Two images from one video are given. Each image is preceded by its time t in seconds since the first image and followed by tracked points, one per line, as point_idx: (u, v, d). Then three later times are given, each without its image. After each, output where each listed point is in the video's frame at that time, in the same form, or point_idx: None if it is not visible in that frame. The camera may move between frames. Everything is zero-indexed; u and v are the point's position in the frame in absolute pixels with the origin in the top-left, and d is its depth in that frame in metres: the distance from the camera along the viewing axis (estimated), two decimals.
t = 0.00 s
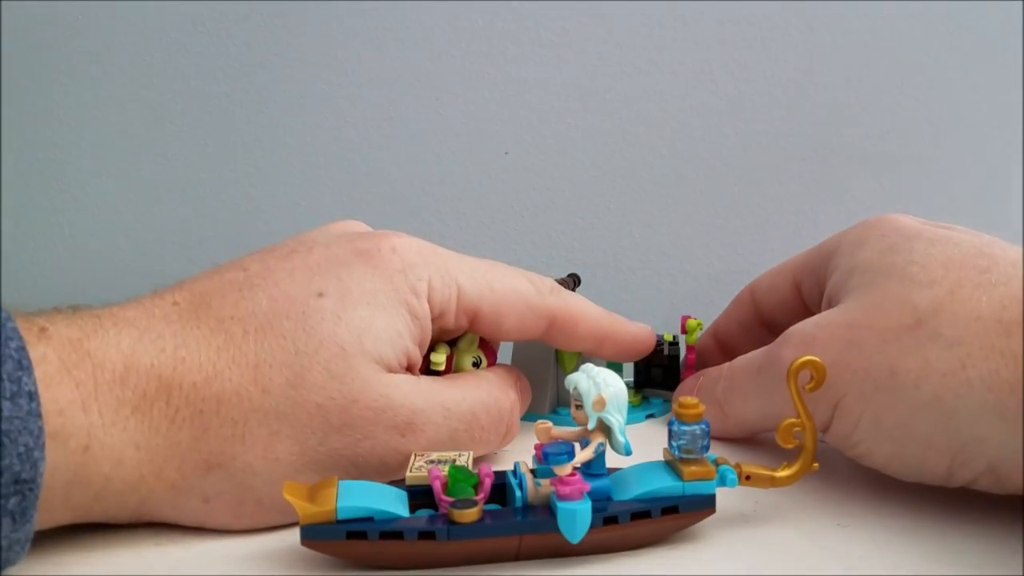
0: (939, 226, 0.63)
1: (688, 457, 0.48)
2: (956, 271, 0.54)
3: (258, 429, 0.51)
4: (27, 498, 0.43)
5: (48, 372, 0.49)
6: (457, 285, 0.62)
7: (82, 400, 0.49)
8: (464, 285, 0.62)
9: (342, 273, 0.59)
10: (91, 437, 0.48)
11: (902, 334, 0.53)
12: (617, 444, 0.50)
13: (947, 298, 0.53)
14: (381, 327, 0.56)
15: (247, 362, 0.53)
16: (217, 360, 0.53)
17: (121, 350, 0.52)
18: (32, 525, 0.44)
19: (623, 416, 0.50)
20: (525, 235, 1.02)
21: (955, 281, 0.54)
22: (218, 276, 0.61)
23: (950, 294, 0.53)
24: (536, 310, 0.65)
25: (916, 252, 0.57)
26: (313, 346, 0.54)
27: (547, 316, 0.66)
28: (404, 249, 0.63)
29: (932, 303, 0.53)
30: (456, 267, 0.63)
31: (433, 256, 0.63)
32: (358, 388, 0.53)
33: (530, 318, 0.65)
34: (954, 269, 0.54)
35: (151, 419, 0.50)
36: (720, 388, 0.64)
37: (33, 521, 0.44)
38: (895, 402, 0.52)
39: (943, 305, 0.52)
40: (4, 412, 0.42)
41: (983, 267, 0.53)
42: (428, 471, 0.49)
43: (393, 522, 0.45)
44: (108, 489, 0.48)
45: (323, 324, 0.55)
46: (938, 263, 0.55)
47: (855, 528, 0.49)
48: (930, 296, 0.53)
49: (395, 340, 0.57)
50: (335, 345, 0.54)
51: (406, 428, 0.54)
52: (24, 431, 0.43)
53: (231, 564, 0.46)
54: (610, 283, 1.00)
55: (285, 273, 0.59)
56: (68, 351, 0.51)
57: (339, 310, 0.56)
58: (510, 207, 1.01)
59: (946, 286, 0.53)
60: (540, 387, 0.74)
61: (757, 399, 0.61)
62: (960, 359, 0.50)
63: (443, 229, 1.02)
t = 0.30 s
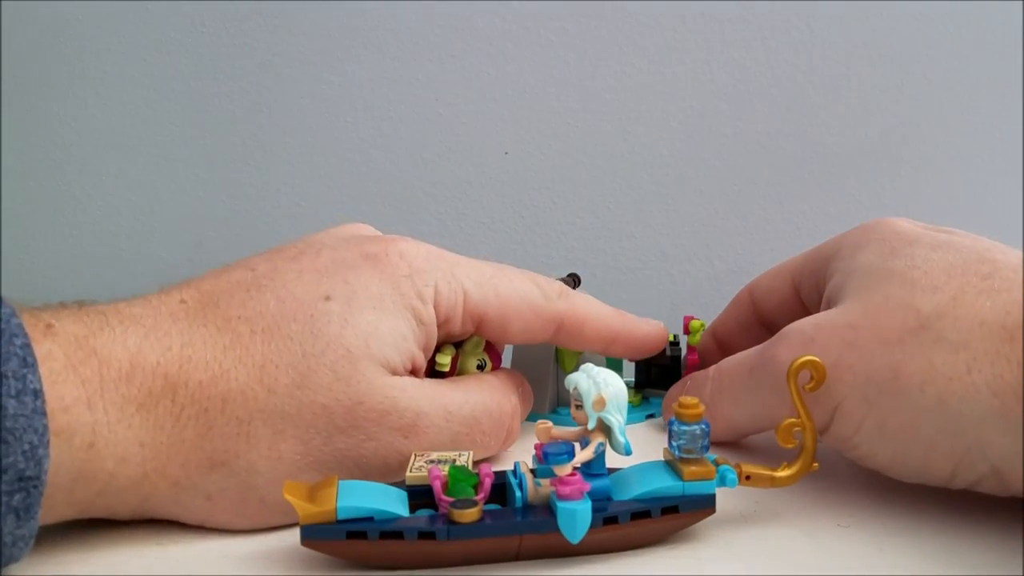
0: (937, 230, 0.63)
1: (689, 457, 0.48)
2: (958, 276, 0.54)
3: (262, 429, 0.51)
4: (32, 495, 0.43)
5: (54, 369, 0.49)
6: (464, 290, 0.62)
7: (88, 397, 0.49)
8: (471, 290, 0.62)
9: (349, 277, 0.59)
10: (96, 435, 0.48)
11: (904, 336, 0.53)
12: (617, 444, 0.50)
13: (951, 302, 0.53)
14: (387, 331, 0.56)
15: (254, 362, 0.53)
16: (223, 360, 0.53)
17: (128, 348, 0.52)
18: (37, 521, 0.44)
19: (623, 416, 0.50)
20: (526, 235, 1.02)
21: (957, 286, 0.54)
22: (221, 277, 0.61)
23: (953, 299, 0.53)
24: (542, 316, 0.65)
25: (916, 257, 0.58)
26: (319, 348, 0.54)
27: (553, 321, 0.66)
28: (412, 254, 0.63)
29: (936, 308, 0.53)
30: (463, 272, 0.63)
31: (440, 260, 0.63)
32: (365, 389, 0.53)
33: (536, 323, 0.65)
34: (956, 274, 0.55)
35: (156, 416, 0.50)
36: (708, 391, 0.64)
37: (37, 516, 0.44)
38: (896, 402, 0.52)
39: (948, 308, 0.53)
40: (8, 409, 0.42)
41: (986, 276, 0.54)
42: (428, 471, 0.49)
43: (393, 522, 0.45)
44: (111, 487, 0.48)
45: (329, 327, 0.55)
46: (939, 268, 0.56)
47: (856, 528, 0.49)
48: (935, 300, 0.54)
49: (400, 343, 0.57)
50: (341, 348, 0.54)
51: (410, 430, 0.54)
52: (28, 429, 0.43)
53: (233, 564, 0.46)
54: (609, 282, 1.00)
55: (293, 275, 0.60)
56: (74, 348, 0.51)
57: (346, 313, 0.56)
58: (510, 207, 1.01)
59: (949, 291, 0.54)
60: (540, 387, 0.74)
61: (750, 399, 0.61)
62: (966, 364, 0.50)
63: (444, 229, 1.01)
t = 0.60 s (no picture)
0: (939, 231, 0.63)
1: (689, 457, 0.48)
2: (959, 281, 0.55)
3: (257, 430, 0.51)
4: (29, 491, 0.43)
5: (49, 370, 0.49)
6: (460, 291, 0.62)
7: (81, 399, 0.49)
8: (466, 291, 0.62)
9: (344, 279, 0.59)
10: (89, 436, 0.48)
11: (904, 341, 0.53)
12: (617, 443, 0.50)
13: (951, 308, 0.53)
14: (382, 334, 0.56)
15: (248, 364, 0.53)
16: (216, 361, 0.53)
17: (121, 349, 0.52)
18: (35, 517, 0.44)
19: (623, 416, 0.50)
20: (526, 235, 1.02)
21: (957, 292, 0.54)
22: (219, 277, 0.61)
23: (953, 304, 0.53)
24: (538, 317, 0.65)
25: (917, 259, 0.58)
26: (313, 350, 0.54)
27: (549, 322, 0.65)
28: (407, 255, 0.63)
29: (936, 313, 0.53)
30: (458, 273, 0.63)
31: (435, 262, 0.63)
32: (359, 390, 0.53)
33: (532, 323, 0.65)
34: (957, 279, 0.55)
35: (150, 419, 0.50)
36: (707, 392, 0.64)
37: (35, 513, 0.44)
38: (896, 403, 0.52)
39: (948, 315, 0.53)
40: (4, 405, 0.42)
41: (986, 280, 0.54)
42: (428, 471, 0.49)
43: (393, 522, 0.45)
44: (108, 488, 0.48)
45: (324, 329, 0.55)
46: (939, 272, 0.56)
47: (854, 528, 0.49)
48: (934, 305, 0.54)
49: (395, 346, 0.56)
50: (336, 350, 0.54)
51: (404, 430, 0.54)
52: (24, 425, 0.43)
53: (230, 563, 0.46)
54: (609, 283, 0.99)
55: (287, 277, 0.60)
56: (67, 350, 0.51)
57: (340, 315, 0.56)
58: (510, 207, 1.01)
59: (949, 296, 0.54)
60: (540, 385, 0.74)
61: (750, 400, 0.61)
62: (966, 370, 0.50)
63: (445, 230, 1.02)
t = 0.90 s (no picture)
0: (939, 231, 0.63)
1: (689, 457, 0.48)
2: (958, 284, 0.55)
3: (249, 428, 0.51)
4: (29, 495, 0.43)
5: (43, 375, 0.49)
6: (447, 283, 0.62)
7: (74, 403, 0.49)
8: (453, 283, 0.62)
9: (331, 271, 0.59)
10: (84, 440, 0.48)
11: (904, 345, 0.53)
12: (618, 444, 0.50)
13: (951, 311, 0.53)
14: (371, 325, 0.56)
15: (238, 360, 0.53)
16: (206, 360, 0.53)
17: (112, 352, 0.52)
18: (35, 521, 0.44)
19: (623, 416, 0.50)
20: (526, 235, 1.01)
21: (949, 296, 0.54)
22: (210, 276, 0.60)
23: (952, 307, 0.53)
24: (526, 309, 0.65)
25: (918, 260, 0.58)
26: (302, 344, 0.54)
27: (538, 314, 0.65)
28: (394, 246, 0.63)
29: (939, 313, 0.53)
30: (445, 266, 0.63)
31: (422, 254, 0.63)
32: (350, 384, 0.53)
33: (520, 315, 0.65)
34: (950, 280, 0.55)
35: (143, 421, 0.50)
36: (705, 390, 0.64)
37: (35, 517, 0.44)
38: (899, 404, 0.51)
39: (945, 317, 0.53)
40: (3, 409, 0.42)
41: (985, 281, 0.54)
42: (427, 471, 0.49)
43: (393, 522, 0.45)
44: (105, 491, 0.48)
45: (312, 322, 0.55)
46: (942, 271, 0.56)
47: (856, 529, 0.49)
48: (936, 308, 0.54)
49: (384, 338, 0.57)
50: (325, 343, 0.54)
51: (398, 424, 0.54)
52: (23, 428, 0.43)
53: (231, 564, 0.46)
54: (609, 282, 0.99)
55: (274, 272, 0.59)
56: (60, 354, 0.51)
57: (328, 307, 0.56)
58: (510, 207, 1.01)
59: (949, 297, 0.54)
60: (530, 387, 0.75)
61: (746, 399, 0.61)
62: (971, 370, 0.50)
63: (444, 230, 1.01)
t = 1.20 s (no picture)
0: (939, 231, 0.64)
1: (689, 457, 0.48)
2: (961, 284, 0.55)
3: (249, 428, 0.51)
4: (30, 496, 0.43)
5: (44, 376, 0.49)
6: (445, 284, 0.62)
7: (75, 404, 0.49)
8: (452, 283, 0.62)
9: (331, 271, 0.59)
10: (85, 441, 0.48)
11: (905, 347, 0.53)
12: (617, 443, 0.50)
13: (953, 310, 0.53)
14: (371, 325, 0.56)
15: (239, 360, 0.53)
16: (206, 360, 0.53)
17: (113, 353, 0.52)
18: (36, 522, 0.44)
19: (623, 416, 0.50)
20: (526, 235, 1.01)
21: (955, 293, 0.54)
22: (210, 276, 0.60)
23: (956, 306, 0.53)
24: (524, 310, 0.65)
25: (918, 260, 0.58)
26: (303, 344, 0.54)
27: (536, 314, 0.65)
28: (394, 247, 0.63)
29: (940, 312, 0.53)
30: (446, 267, 0.63)
31: (422, 254, 0.63)
32: (350, 384, 0.53)
33: (519, 316, 0.65)
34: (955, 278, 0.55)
35: (144, 421, 0.50)
36: (705, 389, 0.64)
37: (36, 518, 0.44)
38: (900, 404, 0.51)
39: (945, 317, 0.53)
40: (4, 411, 0.42)
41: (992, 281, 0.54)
42: (428, 470, 0.49)
43: (393, 521, 0.45)
44: (106, 492, 0.48)
45: (312, 322, 0.55)
46: (942, 272, 0.56)
47: (855, 528, 0.49)
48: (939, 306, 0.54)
49: (385, 338, 0.57)
50: (325, 343, 0.54)
51: (398, 423, 0.54)
52: (25, 430, 0.43)
53: (231, 564, 0.46)
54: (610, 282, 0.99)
55: (273, 273, 0.59)
56: (61, 355, 0.51)
57: (328, 307, 0.56)
58: (510, 207, 1.01)
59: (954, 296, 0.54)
60: (531, 386, 0.76)
61: (746, 398, 0.61)
62: (971, 370, 0.50)
63: (444, 230, 1.01)
